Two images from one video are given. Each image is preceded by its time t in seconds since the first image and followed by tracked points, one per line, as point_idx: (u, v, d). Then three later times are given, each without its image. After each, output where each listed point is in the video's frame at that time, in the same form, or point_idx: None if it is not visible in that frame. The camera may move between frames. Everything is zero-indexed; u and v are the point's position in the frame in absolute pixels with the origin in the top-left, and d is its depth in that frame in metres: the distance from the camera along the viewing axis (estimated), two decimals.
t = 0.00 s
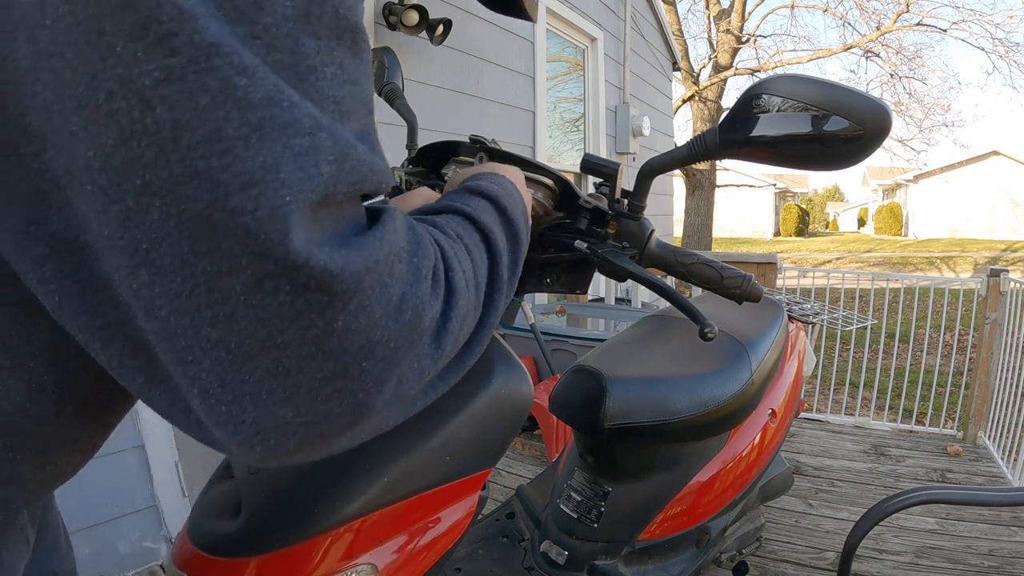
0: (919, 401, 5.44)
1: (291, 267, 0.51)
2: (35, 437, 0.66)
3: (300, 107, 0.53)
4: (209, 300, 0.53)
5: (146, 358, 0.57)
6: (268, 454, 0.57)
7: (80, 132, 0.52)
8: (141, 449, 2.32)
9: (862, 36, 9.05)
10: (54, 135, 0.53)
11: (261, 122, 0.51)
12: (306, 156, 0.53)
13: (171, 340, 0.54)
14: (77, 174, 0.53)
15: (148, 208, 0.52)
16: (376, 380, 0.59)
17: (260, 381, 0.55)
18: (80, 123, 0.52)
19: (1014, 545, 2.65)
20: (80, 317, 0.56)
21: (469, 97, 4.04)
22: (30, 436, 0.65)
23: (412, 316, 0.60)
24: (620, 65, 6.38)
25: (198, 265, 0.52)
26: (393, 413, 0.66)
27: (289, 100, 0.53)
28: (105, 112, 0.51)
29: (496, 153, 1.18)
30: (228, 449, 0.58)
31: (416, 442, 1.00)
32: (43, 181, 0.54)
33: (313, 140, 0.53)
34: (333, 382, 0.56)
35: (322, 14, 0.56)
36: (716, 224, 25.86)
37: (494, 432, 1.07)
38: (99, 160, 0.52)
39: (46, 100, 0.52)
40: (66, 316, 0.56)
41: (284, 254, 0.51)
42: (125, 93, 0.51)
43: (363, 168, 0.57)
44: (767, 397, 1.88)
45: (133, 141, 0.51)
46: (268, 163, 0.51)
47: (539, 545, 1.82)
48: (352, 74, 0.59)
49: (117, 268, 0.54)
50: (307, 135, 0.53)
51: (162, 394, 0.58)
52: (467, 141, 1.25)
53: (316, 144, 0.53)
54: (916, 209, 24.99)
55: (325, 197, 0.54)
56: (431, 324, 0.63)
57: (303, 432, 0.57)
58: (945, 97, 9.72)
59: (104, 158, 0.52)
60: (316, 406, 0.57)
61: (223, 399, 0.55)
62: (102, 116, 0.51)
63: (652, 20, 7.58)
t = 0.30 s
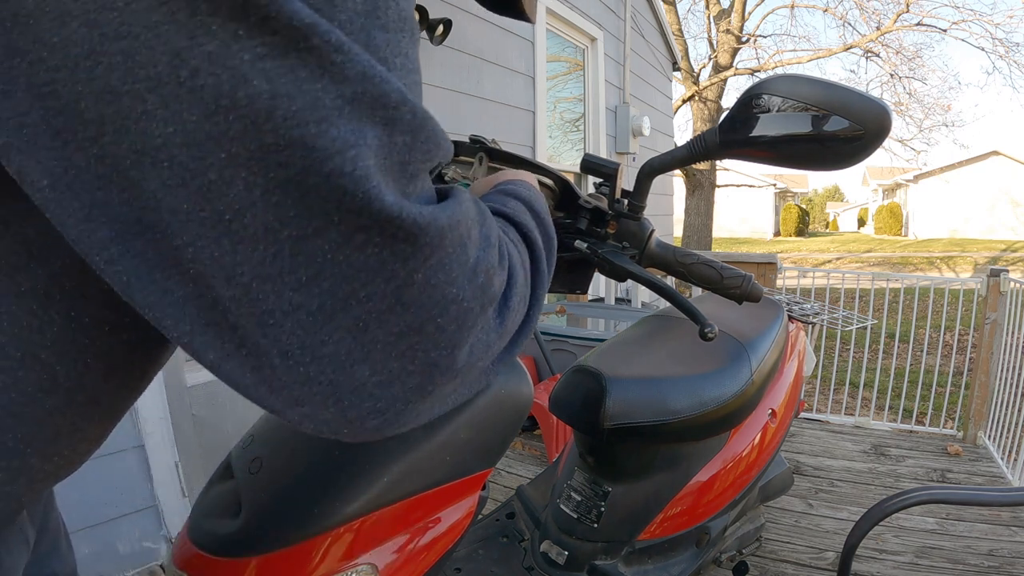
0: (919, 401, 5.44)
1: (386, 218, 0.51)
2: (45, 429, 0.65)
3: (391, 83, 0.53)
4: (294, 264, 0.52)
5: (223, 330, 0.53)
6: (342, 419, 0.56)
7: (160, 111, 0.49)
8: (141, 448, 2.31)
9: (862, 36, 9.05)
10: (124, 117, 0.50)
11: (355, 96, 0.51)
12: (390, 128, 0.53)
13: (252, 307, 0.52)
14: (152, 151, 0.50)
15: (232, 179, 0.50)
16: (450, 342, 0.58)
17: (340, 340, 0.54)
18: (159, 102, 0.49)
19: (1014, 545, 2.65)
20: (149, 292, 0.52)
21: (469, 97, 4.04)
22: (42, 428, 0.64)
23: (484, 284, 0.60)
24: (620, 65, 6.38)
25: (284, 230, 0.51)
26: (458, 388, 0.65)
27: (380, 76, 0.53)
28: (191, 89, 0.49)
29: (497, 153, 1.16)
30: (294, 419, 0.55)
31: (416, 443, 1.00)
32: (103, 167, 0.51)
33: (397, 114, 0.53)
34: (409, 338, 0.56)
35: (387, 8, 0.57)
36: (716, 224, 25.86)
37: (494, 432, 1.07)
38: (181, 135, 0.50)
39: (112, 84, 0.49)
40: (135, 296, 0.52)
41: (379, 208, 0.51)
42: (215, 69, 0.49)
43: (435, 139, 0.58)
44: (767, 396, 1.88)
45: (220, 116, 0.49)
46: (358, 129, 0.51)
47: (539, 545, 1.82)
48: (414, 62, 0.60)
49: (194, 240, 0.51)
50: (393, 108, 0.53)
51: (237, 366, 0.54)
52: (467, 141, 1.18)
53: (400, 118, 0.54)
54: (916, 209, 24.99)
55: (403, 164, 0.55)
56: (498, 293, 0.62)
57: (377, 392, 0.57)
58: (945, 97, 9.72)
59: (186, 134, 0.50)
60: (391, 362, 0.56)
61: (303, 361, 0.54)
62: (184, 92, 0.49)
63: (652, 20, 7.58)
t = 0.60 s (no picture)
0: (919, 401, 5.44)
1: (390, 231, 0.51)
2: (51, 434, 0.65)
3: (397, 95, 0.53)
4: (296, 274, 0.52)
5: (223, 340, 0.53)
6: (340, 429, 0.56)
7: (166, 120, 0.49)
8: (141, 448, 2.31)
9: (862, 36, 9.05)
10: (128, 125, 0.49)
11: (361, 108, 0.51)
12: (395, 141, 0.53)
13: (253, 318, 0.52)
14: (156, 160, 0.50)
15: (236, 188, 0.50)
16: (450, 356, 0.57)
17: (341, 351, 0.54)
18: (166, 110, 0.49)
19: (1014, 545, 2.65)
20: (148, 299, 0.51)
21: (469, 97, 4.04)
22: (47, 432, 0.65)
23: (487, 300, 0.59)
24: (620, 65, 6.38)
25: (287, 240, 0.51)
26: (460, 403, 0.64)
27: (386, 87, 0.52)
28: (196, 98, 0.49)
29: (497, 152, 1.14)
30: (292, 429, 0.55)
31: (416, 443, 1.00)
32: (106, 174, 0.50)
33: (403, 125, 0.53)
34: (409, 349, 0.56)
35: (393, 23, 0.57)
36: (716, 224, 25.86)
37: (493, 432, 1.07)
38: (187, 143, 0.49)
39: (117, 91, 0.49)
40: (135, 302, 0.52)
41: (383, 219, 0.50)
42: (221, 78, 0.49)
43: (442, 151, 0.58)
44: (767, 397, 1.88)
45: (225, 124, 0.49)
46: (362, 140, 0.51)
47: (539, 545, 1.82)
48: (419, 76, 0.60)
49: (195, 249, 0.51)
50: (399, 120, 0.53)
51: (238, 376, 0.53)
52: (467, 141, 1.18)
53: (406, 131, 0.54)
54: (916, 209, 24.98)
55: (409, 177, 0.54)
56: (501, 309, 0.62)
57: (376, 406, 0.56)
58: (946, 97, 9.72)
59: (192, 142, 0.49)
60: (391, 375, 0.56)
61: (302, 371, 0.54)
62: (190, 101, 0.49)
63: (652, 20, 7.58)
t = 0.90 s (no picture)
0: (919, 401, 5.44)
1: (401, 234, 0.51)
2: (57, 433, 0.65)
3: (409, 101, 0.53)
4: (307, 276, 0.52)
5: (235, 341, 0.53)
6: (349, 429, 0.56)
7: (179, 126, 0.49)
8: (141, 448, 2.31)
9: (862, 36, 9.05)
10: (140, 131, 0.49)
11: (373, 114, 0.51)
12: (406, 146, 0.53)
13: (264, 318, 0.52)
14: (169, 165, 0.50)
15: (250, 192, 0.50)
16: (459, 356, 0.57)
17: (351, 352, 0.54)
18: (179, 115, 0.49)
19: (1014, 545, 2.65)
20: (160, 301, 0.51)
21: (469, 97, 4.04)
22: (53, 432, 0.65)
23: (495, 302, 0.59)
24: (620, 65, 6.38)
25: (299, 243, 0.51)
26: (469, 403, 0.63)
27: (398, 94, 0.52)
28: (211, 104, 0.49)
29: (497, 152, 1.13)
30: (298, 430, 0.55)
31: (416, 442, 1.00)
32: (118, 178, 0.50)
33: (415, 131, 0.53)
34: (419, 351, 0.55)
35: (402, 29, 0.57)
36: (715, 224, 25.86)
37: (493, 432, 1.07)
38: (200, 149, 0.49)
39: (129, 97, 0.49)
40: (146, 304, 0.51)
41: (395, 223, 0.51)
42: (235, 85, 0.49)
43: (452, 155, 0.58)
44: (767, 397, 1.88)
45: (239, 130, 0.49)
46: (374, 146, 0.51)
47: (539, 545, 1.82)
48: (428, 82, 0.60)
49: (208, 252, 0.51)
50: (411, 126, 0.53)
51: (245, 377, 0.53)
52: (467, 141, 1.18)
53: (417, 137, 0.54)
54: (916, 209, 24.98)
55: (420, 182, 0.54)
56: (508, 311, 0.61)
57: (386, 405, 0.56)
58: (945, 97, 9.72)
59: (205, 148, 0.49)
60: (400, 375, 0.55)
61: (313, 371, 0.53)
62: (204, 107, 0.49)
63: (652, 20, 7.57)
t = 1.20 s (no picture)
0: (919, 401, 5.44)
1: (309, 269, 0.50)
2: (58, 436, 0.65)
3: (329, 113, 0.52)
4: (205, 317, 0.51)
5: (149, 361, 0.54)
6: (264, 466, 0.57)
7: (91, 134, 0.50)
8: (141, 448, 2.32)
9: (862, 36, 9.05)
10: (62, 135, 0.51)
11: (287, 126, 0.50)
12: (331, 162, 0.52)
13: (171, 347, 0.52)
14: (86, 173, 0.51)
15: (151, 215, 0.50)
16: (372, 395, 0.56)
17: (255, 403, 0.53)
18: (91, 124, 0.50)
19: (1014, 545, 2.65)
20: (80, 312, 0.54)
21: (469, 97, 4.04)
22: (53, 435, 0.64)
23: (411, 331, 0.57)
24: (620, 65, 6.38)
25: (196, 277, 0.50)
26: (390, 425, 0.63)
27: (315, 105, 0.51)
28: (117, 112, 0.49)
29: (497, 152, 1.13)
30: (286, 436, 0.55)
31: (416, 442, 1.00)
32: (52, 181, 0.52)
33: (335, 145, 0.52)
34: (331, 397, 0.54)
35: (343, 35, 0.55)
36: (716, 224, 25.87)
37: (493, 433, 1.07)
38: (108, 160, 0.50)
39: (58, 101, 0.50)
40: (67, 313, 0.54)
41: (304, 254, 0.49)
42: (140, 93, 0.49)
43: (382, 174, 0.56)
44: (767, 397, 1.88)
45: (144, 142, 0.49)
46: (291, 164, 0.50)
47: (539, 545, 1.83)
48: (370, 93, 0.58)
49: (120, 270, 0.51)
50: (330, 140, 0.52)
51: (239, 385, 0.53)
52: (467, 141, 1.18)
53: (342, 150, 0.52)
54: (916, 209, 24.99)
55: (341, 205, 0.53)
56: (430, 336, 0.60)
57: (296, 449, 0.56)
58: (945, 97, 9.72)
59: (112, 160, 0.50)
60: (312, 424, 0.55)
61: (216, 413, 0.54)
62: (113, 115, 0.49)
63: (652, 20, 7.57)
